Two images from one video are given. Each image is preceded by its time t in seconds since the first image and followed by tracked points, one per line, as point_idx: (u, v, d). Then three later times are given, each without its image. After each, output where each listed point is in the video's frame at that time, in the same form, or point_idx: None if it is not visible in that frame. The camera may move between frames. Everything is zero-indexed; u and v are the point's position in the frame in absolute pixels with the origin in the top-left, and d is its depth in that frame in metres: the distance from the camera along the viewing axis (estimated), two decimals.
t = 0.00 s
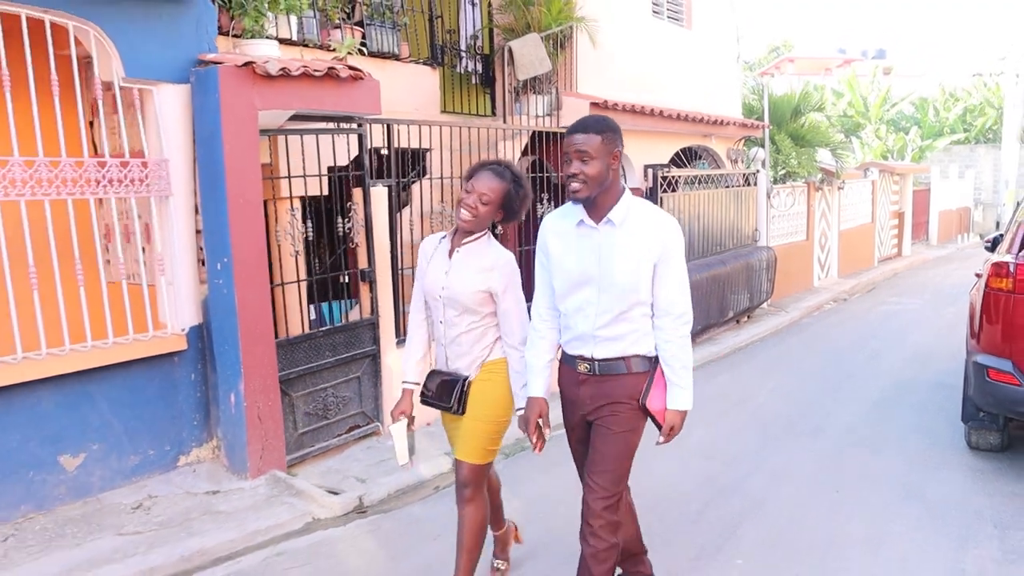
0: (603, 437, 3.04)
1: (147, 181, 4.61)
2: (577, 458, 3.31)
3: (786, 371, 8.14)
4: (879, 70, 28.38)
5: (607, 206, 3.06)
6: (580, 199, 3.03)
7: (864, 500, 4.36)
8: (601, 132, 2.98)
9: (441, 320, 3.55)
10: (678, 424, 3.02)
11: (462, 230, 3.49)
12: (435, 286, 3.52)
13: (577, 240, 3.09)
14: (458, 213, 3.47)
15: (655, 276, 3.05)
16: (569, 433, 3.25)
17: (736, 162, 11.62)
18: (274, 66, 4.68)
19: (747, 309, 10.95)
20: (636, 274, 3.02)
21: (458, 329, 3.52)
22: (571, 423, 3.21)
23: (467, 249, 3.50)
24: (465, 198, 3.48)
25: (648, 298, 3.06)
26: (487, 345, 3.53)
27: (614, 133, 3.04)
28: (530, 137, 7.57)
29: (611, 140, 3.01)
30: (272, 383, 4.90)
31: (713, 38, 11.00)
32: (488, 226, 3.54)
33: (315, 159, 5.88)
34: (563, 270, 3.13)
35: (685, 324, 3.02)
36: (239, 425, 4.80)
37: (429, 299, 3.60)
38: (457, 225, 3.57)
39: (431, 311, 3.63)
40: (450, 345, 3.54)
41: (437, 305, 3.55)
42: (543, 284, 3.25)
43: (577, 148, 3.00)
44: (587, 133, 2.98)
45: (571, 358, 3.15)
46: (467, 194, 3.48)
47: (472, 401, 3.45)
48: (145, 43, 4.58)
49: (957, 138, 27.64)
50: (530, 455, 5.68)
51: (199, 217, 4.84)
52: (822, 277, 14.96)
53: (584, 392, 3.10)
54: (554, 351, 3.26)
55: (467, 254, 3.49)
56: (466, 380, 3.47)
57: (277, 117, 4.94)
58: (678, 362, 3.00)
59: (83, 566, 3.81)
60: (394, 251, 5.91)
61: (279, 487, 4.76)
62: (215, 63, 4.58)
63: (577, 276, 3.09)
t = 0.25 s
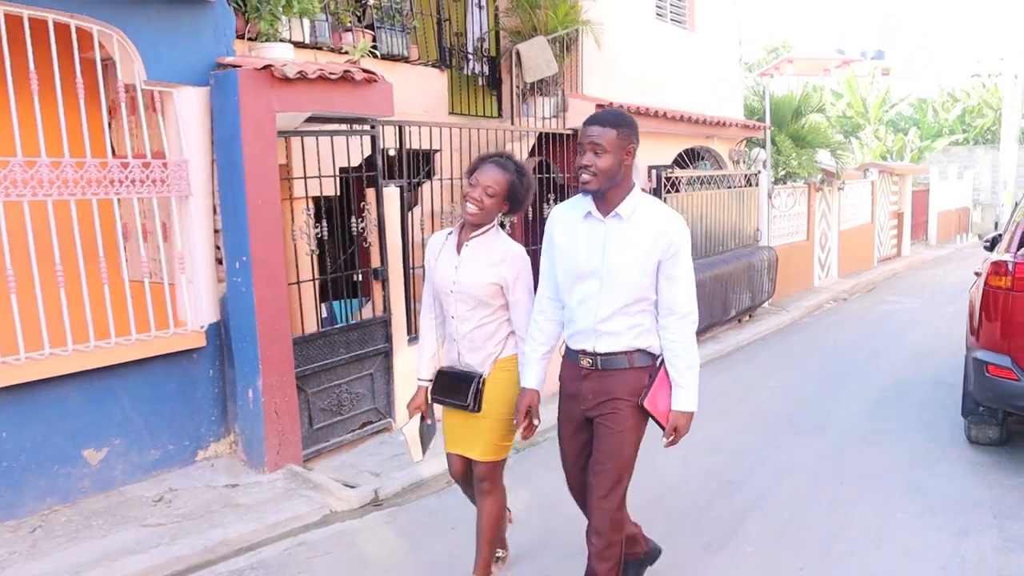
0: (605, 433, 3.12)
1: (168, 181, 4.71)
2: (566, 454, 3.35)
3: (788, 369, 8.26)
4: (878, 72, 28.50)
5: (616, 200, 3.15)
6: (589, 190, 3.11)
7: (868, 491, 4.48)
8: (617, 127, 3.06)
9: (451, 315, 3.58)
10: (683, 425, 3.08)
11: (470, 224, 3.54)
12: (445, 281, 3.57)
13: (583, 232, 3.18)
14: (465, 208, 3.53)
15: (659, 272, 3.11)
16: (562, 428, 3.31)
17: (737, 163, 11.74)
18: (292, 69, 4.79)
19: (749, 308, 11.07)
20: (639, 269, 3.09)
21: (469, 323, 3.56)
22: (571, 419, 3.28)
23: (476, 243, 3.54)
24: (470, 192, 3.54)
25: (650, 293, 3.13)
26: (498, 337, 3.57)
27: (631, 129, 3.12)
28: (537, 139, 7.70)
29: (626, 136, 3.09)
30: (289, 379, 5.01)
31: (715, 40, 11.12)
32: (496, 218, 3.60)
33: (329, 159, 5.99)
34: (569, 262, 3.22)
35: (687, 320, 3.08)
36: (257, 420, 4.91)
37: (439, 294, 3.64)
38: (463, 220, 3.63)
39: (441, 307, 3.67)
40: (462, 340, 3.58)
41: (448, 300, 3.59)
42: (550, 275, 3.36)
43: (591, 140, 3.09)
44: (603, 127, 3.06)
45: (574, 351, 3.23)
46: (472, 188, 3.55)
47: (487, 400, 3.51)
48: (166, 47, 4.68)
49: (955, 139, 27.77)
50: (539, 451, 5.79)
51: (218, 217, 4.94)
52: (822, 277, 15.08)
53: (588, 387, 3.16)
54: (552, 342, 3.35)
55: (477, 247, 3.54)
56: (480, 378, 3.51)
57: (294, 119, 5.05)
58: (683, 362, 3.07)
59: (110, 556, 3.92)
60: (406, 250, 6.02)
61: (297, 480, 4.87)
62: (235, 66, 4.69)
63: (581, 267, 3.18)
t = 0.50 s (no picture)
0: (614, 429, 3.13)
1: (188, 183, 4.81)
2: (561, 457, 3.25)
3: (791, 367, 8.37)
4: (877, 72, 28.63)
5: (625, 197, 3.13)
6: (598, 185, 3.11)
7: (872, 485, 4.59)
8: (627, 123, 3.07)
9: (463, 314, 3.65)
10: (685, 423, 2.97)
11: (480, 223, 3.61)
12: (457, 281, 3.64)
13: (591, 228, 3.19)
14: (474, 208, 3.59)
15: (666, 267, 3.08)
16: (561, 423, 3.26)
17: (740, 164, 11.86)
18: (309, 72, 4.90)
19: (751, 307, 11.18)
20: (646, 264, 3.08)
21: (481, 320, 3.62)
22: (574, 418, 3.23)
23: (487, 242, 3.61)
24: (478, 192, 3.59)
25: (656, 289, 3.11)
26: (509, 334, 3.62)
27: (641, 128, 3.13)
28: (545, 140, 7.82)
29: (637, 133, 3.10)
30: (306, 376, 5.12)
31: (718, 42, 11.24)
32: (504, 216, 3.66)
33: (342, 161, 6.10)
34: (576, 258, 3.23)
35: (694, 316, 3.03)
36: (275, 417, 5.02)
37: (452, 295, 3.72)
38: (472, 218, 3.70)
39: (454, 307, 3.74)
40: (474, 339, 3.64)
41: (461, 299, 3.65)
42: (557, 272, 3.37)
43: (602, 136, 3.10)
44: (613, 123, 3.08)
45: (583, 348, 3.23)
46: (479, 188, 3.61)
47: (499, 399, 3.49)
48: (186, 51, 4.78)
49: (954, 139, 27.89)
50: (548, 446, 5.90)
51: (235, 218, 5.04)
52: (823, 276, 15.21)
53: (597, 383, 3.16)
54: (553, 334, 3.36)
55: (487, 246, 3.60)
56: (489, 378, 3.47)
57: (310, 122, 5.16)
58: (689, 360, 3.01)
59: (135, 547, 4.02)
60: (418, 250, 6.13)
61: (313, 475, 4.98)
62: (253, 70, 4.79)
63: (588, 262, 3.18)
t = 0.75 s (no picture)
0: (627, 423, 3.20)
1: (207, 182, 4.90)
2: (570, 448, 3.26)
3: (794, 365, 8.47)
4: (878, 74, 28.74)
5: (629, 193, 3.17)
6: (602, 183, 3.16)
7: (876, 478, 4.69)
8: (628, 120, 3.11)
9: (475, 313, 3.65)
10: (678, 411, 2.96)
11: (492, 222, 3.62)
12: (468, 280, 3.65)
13: (597, 225, 3.23)
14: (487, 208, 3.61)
15: (673, 261, 3.11)
16: (571, 415, 3.30)
17: (742, 164, 11.97)
18: (326, 75, 5.01)
19: (754, 306, 11.28)
20: (651, 259, 3.11)
21: (494, 318, 3.63)
22: (585, 410, 3.26)
23: (499, 240, 3.62)
24: (490, 192, 3.61)
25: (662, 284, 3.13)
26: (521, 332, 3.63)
27: (643, 125, 3.17)
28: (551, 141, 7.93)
29: (638, 130, 3.14)
30: (322, 373, 5.22)
31: (721, 43, 11.35)
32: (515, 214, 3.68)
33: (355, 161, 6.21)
34: (583, 256, 3.27)
35: (700, 307, 3.03)
36: (291, 412, 5.12)
37: (463, 295, 3.72)
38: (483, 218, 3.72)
39: (465, 307, 3.74)
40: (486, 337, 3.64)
41: (473, 297, 3.66)
42: (566, 270, 3.42)
43: (604, 134, 3.15)
44: (615, 121, 3.13)
45: (593, 344, 3.26)
46: (490, 187, 3.62)
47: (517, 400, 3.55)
48: (206, 53, 4.87)
49: (954, 140, 28.00)
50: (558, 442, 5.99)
51: (253, 217, 5.14)
52: (824, 276, 15.31)
53: (609, 378, 3.20)
54: (560, 332, 3.39)
55: (498, 245, 3.61)
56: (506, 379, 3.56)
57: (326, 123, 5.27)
58: (690, 350, 3.01)
59: (159, 538, 4.11)
60: (430, 249, 6.23)
61: (329, 469, 5.08)
62: (272, 72, 4.89)
63: (596, 260, 3.23)
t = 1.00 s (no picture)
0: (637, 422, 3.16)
1: (219, 181, 4.97)
2: (578, 448, 3.19)
3: (796, 363, 8.55)
4: (877, 75, 28.84)
5: (628, 193, 3.10)
6: (601, 182, 3.10)
7: (879, 472, 4.77)
8: (626, 119, 3.05)
9: (480, 313, 3.58)
10: (670, 403, 2.88)
11: (500, 220, 3.57)
12: (473, 280, 3.58)
13: (599, 224, 3.16)
14: (497, 206, 3.55)
15: (674, 257, 3.05)
16: (578, 415, 3.21)
17: (743, 165, 12.05)
18: (337, 75, 5.09)
19: (755, 305, 11.36)
20: (654, 257, 3.05)
21: (499, 319, 3.56)
22: (591, 411, 3.19)
23: (505, 240, 3.57)
24: (499, 189, 3.55)
25: (666, 282, 3.07)
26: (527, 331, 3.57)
27: (642, 124, 3.10)
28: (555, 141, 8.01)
29: (637, 129, 3.07)
30: (332, 370, 5.29)
31: (722, 45, 11.44)
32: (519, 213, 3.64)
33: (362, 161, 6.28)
34: (586, 256, 3.19)
35: (700, 302, 3.00)
36: (302, 409, 5.19)
37: (468, 295, 3.65)
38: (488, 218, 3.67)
39: (470, 307, 3.67)
40: (492, 337, 3.58)
41: (478, 297, 3.59)
42: (568, 271, 3.33)
43: (603, 133, 3.08)
44: (613, 120, 3.06)
45: (599, 345, 3.18)
46: (497, 185, 3.57)
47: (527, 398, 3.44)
48: (219, 55, 4.95)
49: (953, 141, 28.11)
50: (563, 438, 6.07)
51: (264, 216, 5.21)
52: (824, 276, 15.40)
53: (616, 379, 3.13)
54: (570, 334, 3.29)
55: (504, 244, 3.56)
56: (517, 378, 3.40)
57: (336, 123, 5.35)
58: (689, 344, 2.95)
59: (175, 532, 4.18)
60: (437, 247, 6.32)
61: (340, 465, 5.16)
62: (283, 73, 4.96)
63: (599, 260, 3.15)
